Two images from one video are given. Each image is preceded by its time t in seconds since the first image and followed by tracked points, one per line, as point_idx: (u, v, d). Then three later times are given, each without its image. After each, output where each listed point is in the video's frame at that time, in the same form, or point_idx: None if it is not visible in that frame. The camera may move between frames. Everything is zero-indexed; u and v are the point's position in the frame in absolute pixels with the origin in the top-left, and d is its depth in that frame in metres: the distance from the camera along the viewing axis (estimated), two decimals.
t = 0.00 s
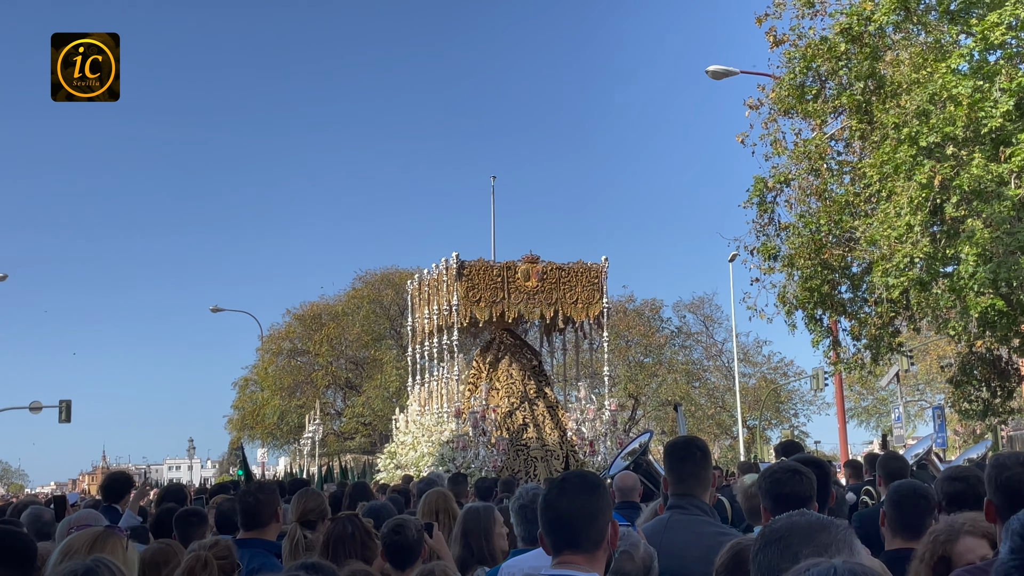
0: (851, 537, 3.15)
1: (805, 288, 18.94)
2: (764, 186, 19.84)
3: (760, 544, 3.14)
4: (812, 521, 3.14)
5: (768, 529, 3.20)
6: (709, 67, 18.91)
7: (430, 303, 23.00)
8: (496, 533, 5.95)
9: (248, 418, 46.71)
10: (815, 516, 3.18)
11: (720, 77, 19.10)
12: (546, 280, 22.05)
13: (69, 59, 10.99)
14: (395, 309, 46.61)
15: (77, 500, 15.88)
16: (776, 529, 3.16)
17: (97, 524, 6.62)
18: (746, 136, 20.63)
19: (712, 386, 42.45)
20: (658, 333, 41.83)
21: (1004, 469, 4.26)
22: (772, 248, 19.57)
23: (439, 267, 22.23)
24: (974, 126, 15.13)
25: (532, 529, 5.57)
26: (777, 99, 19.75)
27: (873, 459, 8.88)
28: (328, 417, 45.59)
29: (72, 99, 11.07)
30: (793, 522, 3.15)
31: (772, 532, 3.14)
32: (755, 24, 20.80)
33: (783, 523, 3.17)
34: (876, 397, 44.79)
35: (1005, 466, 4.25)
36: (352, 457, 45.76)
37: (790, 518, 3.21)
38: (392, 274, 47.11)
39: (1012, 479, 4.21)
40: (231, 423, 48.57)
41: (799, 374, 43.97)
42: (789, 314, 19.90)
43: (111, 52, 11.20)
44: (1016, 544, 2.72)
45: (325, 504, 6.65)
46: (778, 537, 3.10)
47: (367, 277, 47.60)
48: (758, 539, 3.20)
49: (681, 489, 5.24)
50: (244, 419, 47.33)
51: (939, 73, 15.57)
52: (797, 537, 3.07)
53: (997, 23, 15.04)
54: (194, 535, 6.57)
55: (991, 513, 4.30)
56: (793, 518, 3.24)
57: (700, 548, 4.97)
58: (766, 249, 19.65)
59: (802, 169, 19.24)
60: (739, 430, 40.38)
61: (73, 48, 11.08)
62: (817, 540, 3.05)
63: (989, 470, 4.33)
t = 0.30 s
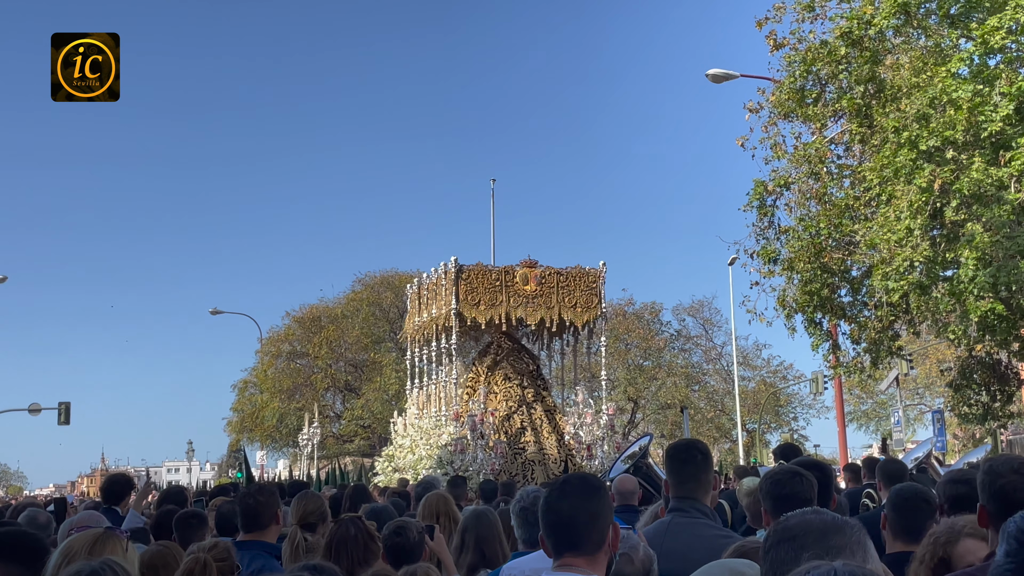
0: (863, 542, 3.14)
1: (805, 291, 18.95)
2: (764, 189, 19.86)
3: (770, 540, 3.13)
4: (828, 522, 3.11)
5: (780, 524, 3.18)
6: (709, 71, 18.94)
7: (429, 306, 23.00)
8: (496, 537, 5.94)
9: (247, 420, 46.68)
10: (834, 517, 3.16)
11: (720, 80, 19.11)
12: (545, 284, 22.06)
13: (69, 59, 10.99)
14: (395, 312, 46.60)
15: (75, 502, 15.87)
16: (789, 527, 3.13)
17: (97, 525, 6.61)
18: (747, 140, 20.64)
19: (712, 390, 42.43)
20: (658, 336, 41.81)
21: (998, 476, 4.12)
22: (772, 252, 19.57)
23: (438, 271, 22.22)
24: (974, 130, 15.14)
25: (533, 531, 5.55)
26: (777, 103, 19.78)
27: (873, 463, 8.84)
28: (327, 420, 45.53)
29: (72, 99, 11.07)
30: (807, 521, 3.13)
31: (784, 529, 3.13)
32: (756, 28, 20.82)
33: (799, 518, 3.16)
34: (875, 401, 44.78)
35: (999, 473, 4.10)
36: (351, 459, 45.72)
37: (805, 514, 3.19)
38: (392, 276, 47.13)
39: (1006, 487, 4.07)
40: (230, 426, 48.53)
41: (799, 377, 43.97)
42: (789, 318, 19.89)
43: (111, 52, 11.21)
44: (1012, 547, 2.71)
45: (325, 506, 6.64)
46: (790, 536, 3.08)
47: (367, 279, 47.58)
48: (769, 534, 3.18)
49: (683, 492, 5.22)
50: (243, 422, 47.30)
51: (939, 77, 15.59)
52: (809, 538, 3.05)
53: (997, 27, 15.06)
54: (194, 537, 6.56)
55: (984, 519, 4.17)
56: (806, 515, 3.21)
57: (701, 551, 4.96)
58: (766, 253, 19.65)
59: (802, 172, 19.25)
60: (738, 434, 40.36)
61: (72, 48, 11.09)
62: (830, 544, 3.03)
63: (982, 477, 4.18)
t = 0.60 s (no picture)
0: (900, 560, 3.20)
1: (806, 294, 18.96)
2: (765, 192, 19.86)
3: (823, 534, 3.08)
4: (887, 537, 3.09)
5: (839, 518, 3.10)
6: (710, 74, 18.97)
7: (428, 309, 23.00)
8: (499, 539, 5.95)
9: (246, 422, 46.66)
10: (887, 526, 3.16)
11: (720, 83, 19.12)
12: (544, 288, 22.08)
13: (69, 59, 11.00)
14: (395, 314, 46.61)
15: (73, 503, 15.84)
16: (847, 527, 3.08)
17: (98, 526, 6.61)
18: (747, 142, 20.64)
19: (712, 393, 42.42)
20: (658, 339, 41.78)
21: (980, 481, 3.94)
22: (772, 255, 19.57)
23: (437, 274, 22.22)
24: (975, 134, 15.17)
25: (535, 534, 5.56)
26: (777, 106, 19.79)
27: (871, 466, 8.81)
28: (327, 421, 45.51)
29: (72, 99, 11.08)
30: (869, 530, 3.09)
31: (841, 525, 3.08)
32: (757, 30, 20.84)
33: (857, 523, 3.11)
34: (875, 404, 44.75)
35: (980, 479, 3.93)
36: (350, 461, 45.68)
37: (857, 516, 3.16)
38: (392, 278, 47.16)
39: (989, 492, 3.90)
40: (229, 427, 48.52)
41: (799, 381, 43.97)
42: (789, 321, 19.88)
43: (111, 52, 11.22)
44: (1017, 544, 2.70)
45: (326, 508, 6.63)
46: (847, 544, 3.05)
47: (367, 281, 47.58)
48: (823, 523, 3.10)
49: (682, 495, 5.22)
50: (243, 423, 47.30)
51: (940, 81, 15.61)
52: (866, 554, 3.05)
53: (998, 31, 15.06)
54: (194, 538, 6.56)
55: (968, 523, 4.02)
56: (859, 514, 3.17)
57: (703, 555, 4.96)
58: (766, 256, 19.64)
59: (802, 176, 19.25)
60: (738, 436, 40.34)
61: (73, 48, 11.11)
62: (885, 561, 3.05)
63: (965, 481, 4.01)
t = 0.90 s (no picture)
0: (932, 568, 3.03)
1: (806, 297, 18.97)
2: (766, 194, 19.87)
3: (848, 544, 2.94)
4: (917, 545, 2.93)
5: (865, 527, 2.96)
6: (711, 77, 18.99)
7: (426, 312, 23.02)
8: (502, 541, 5.96)
9: (246, 422, 46.69)
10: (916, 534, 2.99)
11: (721, 86, 19.14)
12: (542, 291, 22.12)
13: (69, 59, 11.03)
14: (395, 315, 46.63)
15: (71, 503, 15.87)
16: (872, 537, 2.93)
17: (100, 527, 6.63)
18: (749, 145, 20.66)
19: (712, 395, 42.42)
20: (658, 341, 41.77)
21: (965, 483, 3.93)
22: (773, 257, 19.59)
23: (435, 277, 22.24)
24: (976, 137, 15.19)
25: (535, 536, 5.57)
26: (779, 108, 19.80)
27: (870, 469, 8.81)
28: (327, 422, 45.54)
29: (72, 99, 11.10)
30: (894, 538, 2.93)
31: (866, 536, 2.94)
32: (758, 33, 20.87)
33: (881, 531, 2.96)
34: (875, 407, 44.74)
35: (964, 480, 3.91)
36: (350, 462, 45.69)
37: (883, 523, 3.00)
38: (393, 280, 47.20)
39: (973, 493, 3.88)
40: (229, 428, 48.55)
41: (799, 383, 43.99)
42: (790, 323, 19.90)
43: (111, 52, 11.24)
44: None
45: (326, 509, 6.64)
46: (874, 556, 2.90)
47: (368, 282, 47.62)
48: (845, 532, 2.97)
49: (683, 497, 5.24)
50: (243, 424, 47.34)
51: (941, 84, 15.62)
52: (894, 565, 2.90)
53: (999, 34, 15.09)
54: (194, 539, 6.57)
55: (958, 525, 4.00)
56: (884, 520, 3.02)
57: (705, 556, 4.98)
58: (767, 258, 19.66)
59: (803, 178, 19.26)
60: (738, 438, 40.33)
61: (73, 48, 11.13)
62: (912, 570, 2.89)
63: (951, 485, 4.00)
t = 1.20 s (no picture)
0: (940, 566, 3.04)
1: (807, 299, 18.95)
2: (768, 196, 19.86)
3: (856, 550, 2.95)
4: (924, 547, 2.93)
5: (872, 533, 2.95)
6: (713, 78, 18.99)
7: (424, 314, 23.03)
8: (503, 542, 5.96)
9: (247, 423, 46.69)
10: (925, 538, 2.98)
11: (724, 88, 19.16)
12: (537, 293, 22.10)
13: (69, 58, 11.04)
14: (396, 316, 46.63)
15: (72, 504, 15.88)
16: (881, 543, 2.93)
17: (102, 528, 6.62)
18: (751, 146, 20.66)
19: (713, 397, 42.40)
20: (659, 342, 41.73)
21: (971, 484, 3.94)
22: (775, 259, 19.59)
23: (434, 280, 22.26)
24: (978, 139, 15.20)
25: (535, 537, 5.57)
26: (781, 110, 19.76)
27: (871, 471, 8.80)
28: (328, 423, 45.53)
29: (72, 99, 11.11)
30: (902, 542, 2.92)
31: (872, 543, 2.93)
32: (760, 35, 20.87)
33: (888, 536, 2.95)
34: (877, 409, 44.71)
35: (969, 482, 3.93)
36: (351, 463, 45.66)
37: (891, 527, 2.99)
38: (394, 281, 47.23)
39: (978, 495, 3.89)
40: (230, 428, 48.57)
41: (800, 385, 43.98)
42: (791, 325, 19.89)
43: (111, 52, 11.26)
44: None
45: (326, 509, 6.64)
46: (883, 561, 2.90)
47: (369, 283, 47.66)
48: (853, 539, 2.97)
49: (682, 499, 5.24)
50: (244, 424, 47.36)
51: (944, 86, 15.61)
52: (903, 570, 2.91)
53: (1002, 36, 15.07)
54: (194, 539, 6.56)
55: (963, 528, 4.00)
56: (892, 523, 3.01)
57: (702, 558, 5.00)
58: (769, 260, 19.65)
59: (805, 180, 19.26)
60: (739, 440, 40.30)
61: (73, 48, 11.15)
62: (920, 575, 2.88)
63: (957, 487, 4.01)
